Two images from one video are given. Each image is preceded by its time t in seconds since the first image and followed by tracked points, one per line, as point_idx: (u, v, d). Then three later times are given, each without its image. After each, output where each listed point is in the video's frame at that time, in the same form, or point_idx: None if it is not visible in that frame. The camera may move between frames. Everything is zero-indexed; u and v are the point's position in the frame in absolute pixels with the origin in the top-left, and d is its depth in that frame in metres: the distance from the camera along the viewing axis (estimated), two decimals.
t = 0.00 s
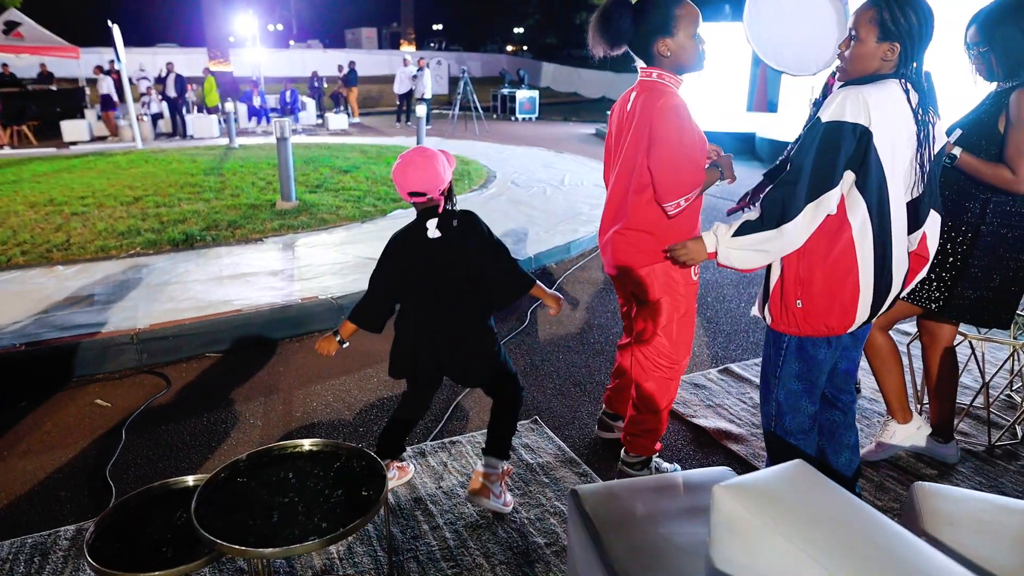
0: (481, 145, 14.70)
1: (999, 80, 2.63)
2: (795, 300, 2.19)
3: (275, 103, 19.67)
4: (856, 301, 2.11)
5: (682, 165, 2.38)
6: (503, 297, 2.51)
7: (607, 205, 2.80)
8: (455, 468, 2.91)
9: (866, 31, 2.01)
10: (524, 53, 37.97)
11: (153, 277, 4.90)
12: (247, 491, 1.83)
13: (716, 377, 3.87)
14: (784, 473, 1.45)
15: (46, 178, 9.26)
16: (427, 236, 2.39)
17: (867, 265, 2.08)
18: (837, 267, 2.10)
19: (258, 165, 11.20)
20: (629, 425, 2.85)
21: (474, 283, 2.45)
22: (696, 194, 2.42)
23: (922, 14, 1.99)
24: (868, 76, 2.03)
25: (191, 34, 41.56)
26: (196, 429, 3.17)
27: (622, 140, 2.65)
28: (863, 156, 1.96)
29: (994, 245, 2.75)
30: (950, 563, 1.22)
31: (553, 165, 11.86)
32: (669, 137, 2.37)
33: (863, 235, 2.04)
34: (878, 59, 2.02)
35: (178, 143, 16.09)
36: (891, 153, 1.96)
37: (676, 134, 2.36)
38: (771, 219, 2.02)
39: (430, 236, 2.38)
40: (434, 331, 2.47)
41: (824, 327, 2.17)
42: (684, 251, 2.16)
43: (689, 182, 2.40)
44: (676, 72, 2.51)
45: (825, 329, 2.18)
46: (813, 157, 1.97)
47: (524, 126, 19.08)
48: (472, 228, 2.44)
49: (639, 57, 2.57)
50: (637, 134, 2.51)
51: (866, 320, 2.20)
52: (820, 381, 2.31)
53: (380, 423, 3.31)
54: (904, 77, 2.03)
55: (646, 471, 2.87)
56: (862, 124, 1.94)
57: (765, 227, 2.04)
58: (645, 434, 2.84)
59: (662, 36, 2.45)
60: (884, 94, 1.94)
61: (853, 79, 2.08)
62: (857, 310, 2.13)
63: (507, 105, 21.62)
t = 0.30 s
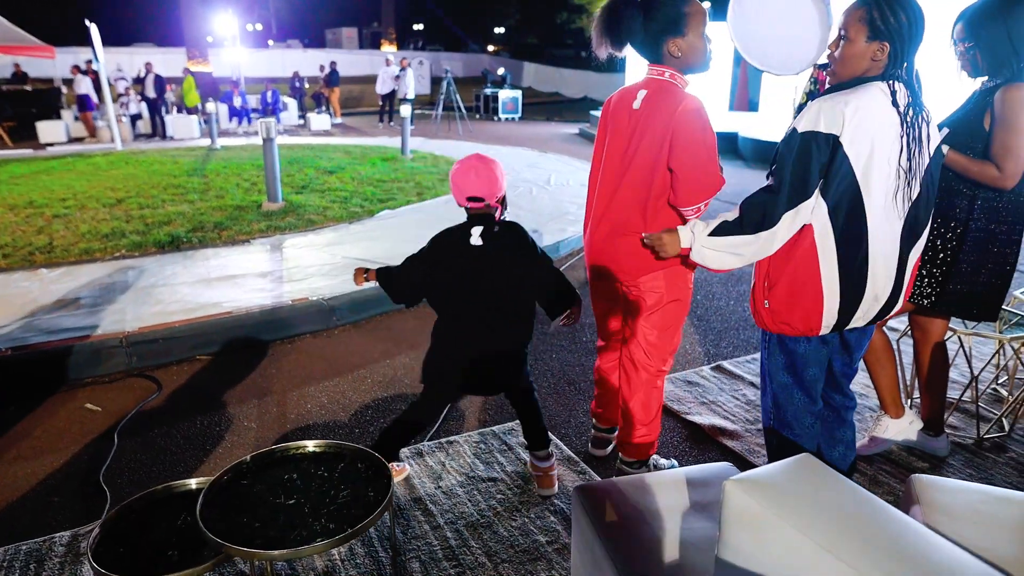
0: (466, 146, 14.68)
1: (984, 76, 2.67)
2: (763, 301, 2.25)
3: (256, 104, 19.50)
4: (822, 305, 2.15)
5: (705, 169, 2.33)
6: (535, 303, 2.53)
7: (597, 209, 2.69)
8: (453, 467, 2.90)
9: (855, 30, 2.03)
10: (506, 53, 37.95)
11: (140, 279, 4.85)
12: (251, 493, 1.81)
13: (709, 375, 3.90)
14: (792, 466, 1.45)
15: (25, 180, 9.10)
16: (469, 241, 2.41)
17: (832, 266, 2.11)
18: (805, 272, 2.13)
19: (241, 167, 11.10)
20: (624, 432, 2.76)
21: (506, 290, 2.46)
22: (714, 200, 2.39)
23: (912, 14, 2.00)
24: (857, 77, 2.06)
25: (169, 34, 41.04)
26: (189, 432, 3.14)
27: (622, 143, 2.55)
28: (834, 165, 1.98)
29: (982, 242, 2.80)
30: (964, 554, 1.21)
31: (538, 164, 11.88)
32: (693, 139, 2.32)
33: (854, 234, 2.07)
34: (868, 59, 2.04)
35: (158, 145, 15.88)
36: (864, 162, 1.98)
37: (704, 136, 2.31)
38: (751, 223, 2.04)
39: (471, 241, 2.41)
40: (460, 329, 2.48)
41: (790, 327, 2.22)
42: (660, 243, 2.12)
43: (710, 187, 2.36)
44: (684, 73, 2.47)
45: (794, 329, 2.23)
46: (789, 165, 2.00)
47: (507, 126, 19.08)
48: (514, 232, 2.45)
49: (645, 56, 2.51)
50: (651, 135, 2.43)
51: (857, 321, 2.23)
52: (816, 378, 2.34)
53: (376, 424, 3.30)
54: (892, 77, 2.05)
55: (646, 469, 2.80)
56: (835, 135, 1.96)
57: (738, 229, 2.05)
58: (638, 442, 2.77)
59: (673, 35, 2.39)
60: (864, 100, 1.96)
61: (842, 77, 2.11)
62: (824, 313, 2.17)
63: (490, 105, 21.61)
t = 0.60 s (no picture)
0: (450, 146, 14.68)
1: (962, 74, 2.74)
2: (759, 293, 2.29)
3: (238, 104, 19.36)
4: (816, 295, 2.21)
5: (704, 170, 2.36)
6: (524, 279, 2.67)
7: (583, 209, 2.64)
8: (448, 463, 2.92)
9: (857, 28, 2.08)
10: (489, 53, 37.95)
11: (127, 281, 4.82)
12: (254, 490, 1.82)
13: (698, 369, 3.95)
14: (787, 452, 1.49)
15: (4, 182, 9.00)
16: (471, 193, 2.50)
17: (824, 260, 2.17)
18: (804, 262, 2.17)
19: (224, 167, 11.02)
20: (619, 429, 2.78)
21: (503, 257, 2.56)
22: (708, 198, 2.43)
23: (911, 12, 2.06)
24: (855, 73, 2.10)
25: (147, 35, 40.56)
26: (182, 432, 3.13)
27: (612, 145, 2.52)
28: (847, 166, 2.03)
29: (966, 235, 2.88)
30: (955, 532, 1.25)
31: (523, 164, 11.92)
32: (694, 140, 2.33)
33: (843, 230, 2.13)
34: (867, 56, 2.09)
35: (138, 146, 15.72)
36: (873, 162, 2.04)
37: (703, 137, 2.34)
38: (762, 223, 2.03)
39: (469, 190, 2.50)
40: (458, 299, 2.58)
41: (787, 319, 2.28)
42: (677, 219, 2.12)
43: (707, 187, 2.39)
44: (669, 72, 2.48)
45: (789, 322, 2.28)
46: (805, 169, 1.98)
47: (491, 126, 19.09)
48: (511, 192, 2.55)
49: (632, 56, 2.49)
50: (646, 137, 2.41)
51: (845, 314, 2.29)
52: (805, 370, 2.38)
53: (370, 421, 3.30)
54: (891, 73, 2.11)
55: (638, 462, 2.81)
56: (850, 138, 1.99)
57: (752, 222, 2.04)
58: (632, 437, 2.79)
59: (660, 35, 2.38)
60: (871, 100, 2.00)
61: (842, 74, 2.15)
62: (817, 304, 2.22)
63: (472, 106, 21.63)
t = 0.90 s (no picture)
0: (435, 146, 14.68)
1: (938, 77, 2.83)
2: (774, 300, 2.30)
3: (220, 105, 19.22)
4: (827, 295, 2.28)
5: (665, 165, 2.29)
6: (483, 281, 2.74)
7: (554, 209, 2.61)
8: (442, 459, 2.96)
9: (839, 39, 2.14)
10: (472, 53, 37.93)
11: (114, 282, 4.81)
12: (255, 483, 1.86)
13: (684, 364, 4.02)
14: (776, 440, 1.53)
15: None
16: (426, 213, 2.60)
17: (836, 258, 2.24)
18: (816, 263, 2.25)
19: (207, 168, 10.96)
20: (604, 423, 2.73)
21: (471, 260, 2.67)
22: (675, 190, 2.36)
23: (886, 23, 2.15)
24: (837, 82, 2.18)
25: (127, 35, 40.12)
26: (174, 432, 3.14)
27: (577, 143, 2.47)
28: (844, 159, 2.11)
29: (944, 230, 2.98)
30: (932, 509, 1.29)
31: (508, 164, 11.96)
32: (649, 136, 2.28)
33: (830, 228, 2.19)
34: (849, 66, 2.17)
35: (118, 147, 15.55)
36: (863, 156, 2.13)
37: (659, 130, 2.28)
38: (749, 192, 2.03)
39: (427, 211, 2.60)
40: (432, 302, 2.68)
41: (804, 324, 2.32)
42: (662, 173, 2.08)
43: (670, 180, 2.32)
44: (631, 73, 2.42)
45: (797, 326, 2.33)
46: (803, 151, 2.04)
47: (475, 126, 19.10)
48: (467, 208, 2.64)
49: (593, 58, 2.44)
50: (606, 134, 2.37)
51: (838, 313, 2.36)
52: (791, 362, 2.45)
53: (362, 419, 3.33)
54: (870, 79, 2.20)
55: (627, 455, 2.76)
56: (842, 129, 2.07)
57: (738, 191, 2.04)
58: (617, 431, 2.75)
59: (620, 35, 2.32)
60: (856, 100, 2.09)
61: (824, 83, 2.21)
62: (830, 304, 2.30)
63: (456, 106, 21.62)
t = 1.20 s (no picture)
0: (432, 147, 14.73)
1: (929, 76, 2.89)
2: (775, 291, 2.37)
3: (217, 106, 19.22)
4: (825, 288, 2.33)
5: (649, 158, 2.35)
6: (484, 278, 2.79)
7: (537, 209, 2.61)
8: (446, 454, 3.00)
9: (837, 35, 2.19)
10: (468, 53, 37.95)
11: (118, 282, 4.85)
12: (268, 476, 1.91)
13: (683, 361, 4.07)
14: (777, 429, 1.58)
15: None
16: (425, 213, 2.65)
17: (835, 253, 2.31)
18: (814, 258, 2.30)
19: (205, 168, 10.99)
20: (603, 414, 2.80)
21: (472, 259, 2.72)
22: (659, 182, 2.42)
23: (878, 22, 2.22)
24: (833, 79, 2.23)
25: (122, 36, 40.08)
26: (182, 428, 3.19)
27: (559, 142, 2.48)
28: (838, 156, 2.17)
29: (937, 227, 3.04)
30: (926, 494, 1.33)
31: (506, 164, 12.00)
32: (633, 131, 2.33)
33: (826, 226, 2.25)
34: (845, 63, 2.23)
35: (115, 147, 15.54)
36: (853, 151, 2.20)
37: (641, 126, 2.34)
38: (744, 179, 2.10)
39: (423, 211, 2.65)
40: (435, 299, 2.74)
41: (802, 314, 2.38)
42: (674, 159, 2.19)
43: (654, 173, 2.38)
44: (611, 77, 2.47)
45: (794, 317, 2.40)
46: (800, 145, 2.10)
47: (472, 126, 19.13)
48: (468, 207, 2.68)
49: (574, 63, 2.49)
50: (590, 131, 2.38)
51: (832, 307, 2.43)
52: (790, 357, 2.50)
53: (366, 415, 3.38)
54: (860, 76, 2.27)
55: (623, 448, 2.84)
56: (837, 125, 2.13)
57: (737, 182, 2.10)
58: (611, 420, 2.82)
59: (602, 42, 2.38)
60: (850, 95, 2.15)
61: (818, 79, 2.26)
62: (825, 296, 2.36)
63: (452, 106, 21.65)
